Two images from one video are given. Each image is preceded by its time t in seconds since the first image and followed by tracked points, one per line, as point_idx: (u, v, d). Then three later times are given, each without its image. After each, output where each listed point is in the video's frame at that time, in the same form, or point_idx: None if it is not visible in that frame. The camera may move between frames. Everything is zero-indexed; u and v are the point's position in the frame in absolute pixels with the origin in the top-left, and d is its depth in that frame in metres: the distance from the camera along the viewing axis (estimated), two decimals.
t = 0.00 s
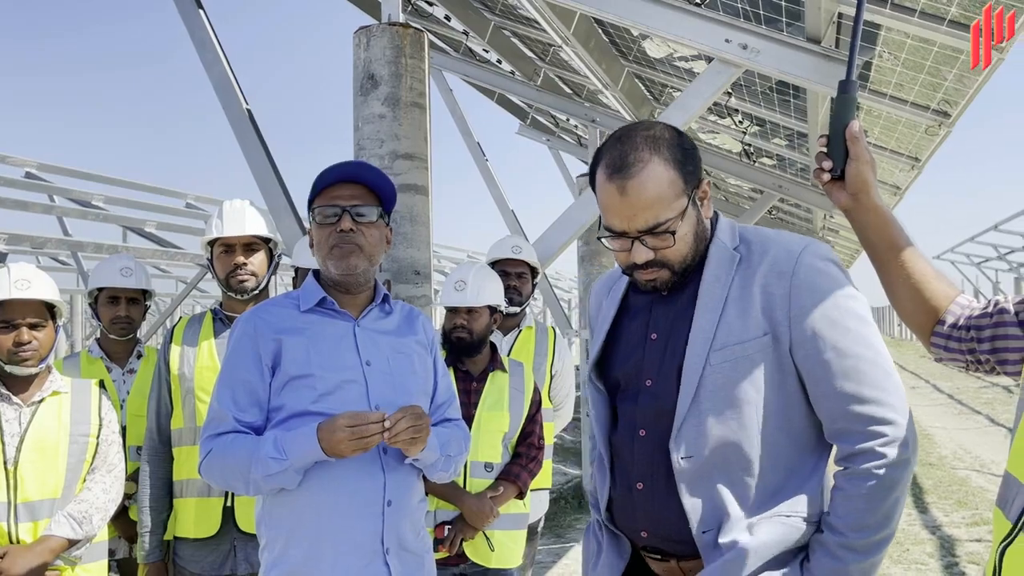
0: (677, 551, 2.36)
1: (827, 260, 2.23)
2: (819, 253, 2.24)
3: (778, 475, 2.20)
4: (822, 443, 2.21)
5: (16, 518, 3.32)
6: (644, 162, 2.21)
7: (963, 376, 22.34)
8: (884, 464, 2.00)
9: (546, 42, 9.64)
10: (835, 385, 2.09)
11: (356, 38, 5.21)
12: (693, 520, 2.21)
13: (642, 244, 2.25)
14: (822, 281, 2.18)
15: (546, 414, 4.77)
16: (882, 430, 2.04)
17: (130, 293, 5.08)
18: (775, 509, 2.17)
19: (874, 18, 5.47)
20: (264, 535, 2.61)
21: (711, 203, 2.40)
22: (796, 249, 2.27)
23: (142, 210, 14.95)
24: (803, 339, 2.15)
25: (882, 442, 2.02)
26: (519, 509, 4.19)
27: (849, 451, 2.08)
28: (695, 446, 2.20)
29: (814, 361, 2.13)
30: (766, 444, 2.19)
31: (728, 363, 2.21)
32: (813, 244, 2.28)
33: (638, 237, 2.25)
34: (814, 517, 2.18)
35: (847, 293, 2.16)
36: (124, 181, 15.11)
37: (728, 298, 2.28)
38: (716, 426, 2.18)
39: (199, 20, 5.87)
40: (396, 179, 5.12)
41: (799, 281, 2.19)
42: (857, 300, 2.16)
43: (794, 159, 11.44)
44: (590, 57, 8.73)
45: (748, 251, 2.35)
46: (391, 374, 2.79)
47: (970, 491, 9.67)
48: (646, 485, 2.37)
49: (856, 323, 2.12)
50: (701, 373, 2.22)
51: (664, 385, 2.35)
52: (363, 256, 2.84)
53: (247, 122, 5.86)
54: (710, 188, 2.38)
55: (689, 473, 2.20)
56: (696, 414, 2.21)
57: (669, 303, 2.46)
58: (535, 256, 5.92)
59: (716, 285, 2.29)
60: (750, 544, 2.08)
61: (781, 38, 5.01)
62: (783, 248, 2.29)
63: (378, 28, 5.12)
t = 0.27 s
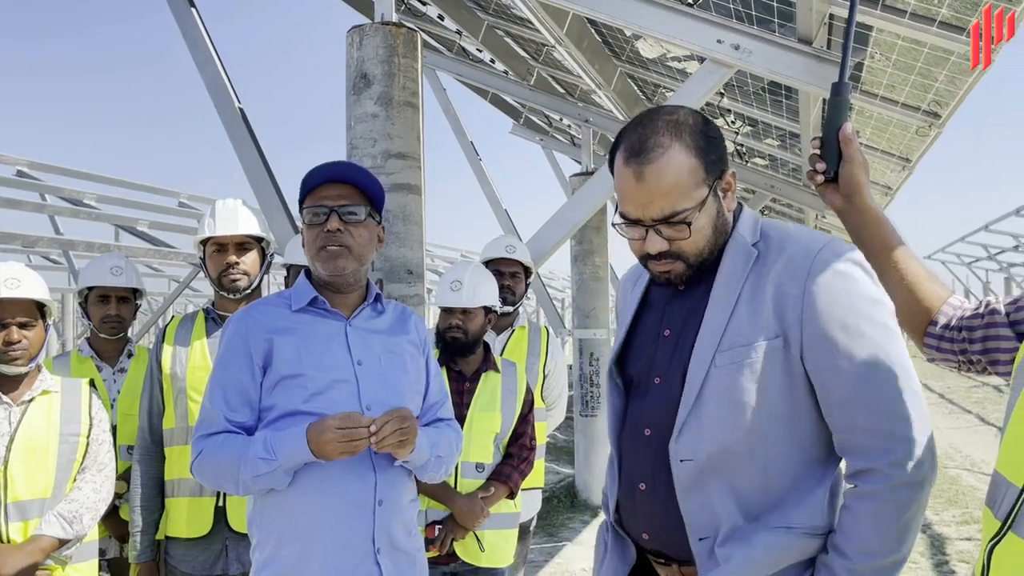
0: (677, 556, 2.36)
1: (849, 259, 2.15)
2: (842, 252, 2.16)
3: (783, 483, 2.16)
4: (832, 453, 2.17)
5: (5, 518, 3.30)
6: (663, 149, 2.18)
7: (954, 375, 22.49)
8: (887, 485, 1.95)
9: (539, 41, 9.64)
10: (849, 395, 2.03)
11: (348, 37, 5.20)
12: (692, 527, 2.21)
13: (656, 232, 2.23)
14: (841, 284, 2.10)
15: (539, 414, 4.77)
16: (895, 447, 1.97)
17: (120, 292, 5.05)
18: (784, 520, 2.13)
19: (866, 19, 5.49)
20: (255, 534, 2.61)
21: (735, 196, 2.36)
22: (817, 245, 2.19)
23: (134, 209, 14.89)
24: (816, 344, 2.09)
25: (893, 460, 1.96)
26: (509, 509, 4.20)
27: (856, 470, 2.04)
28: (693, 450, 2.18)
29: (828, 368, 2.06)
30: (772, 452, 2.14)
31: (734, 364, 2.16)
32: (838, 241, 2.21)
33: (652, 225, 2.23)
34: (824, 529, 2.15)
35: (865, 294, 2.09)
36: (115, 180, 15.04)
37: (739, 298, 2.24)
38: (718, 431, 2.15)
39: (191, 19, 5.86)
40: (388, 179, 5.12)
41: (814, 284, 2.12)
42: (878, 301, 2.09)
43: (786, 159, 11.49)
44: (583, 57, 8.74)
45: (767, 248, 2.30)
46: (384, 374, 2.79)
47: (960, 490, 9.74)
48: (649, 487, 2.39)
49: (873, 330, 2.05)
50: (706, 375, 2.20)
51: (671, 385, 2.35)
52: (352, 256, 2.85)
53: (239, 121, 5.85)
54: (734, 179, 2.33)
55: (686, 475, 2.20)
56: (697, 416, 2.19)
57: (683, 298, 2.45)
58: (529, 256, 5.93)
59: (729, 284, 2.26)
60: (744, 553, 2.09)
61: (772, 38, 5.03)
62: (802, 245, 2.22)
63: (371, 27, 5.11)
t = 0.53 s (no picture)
0: (683, 565, 2.36)
1: (866, 268, 2.04)
2: (861, 260, 2.05)
3: (791, 502, 2.09)
4: (845, 472, 2.06)
5: None
6: (675, 144, 2.11)
7: (942, 373, 22.65)
8: (897, 513, 1.85)
9: (531, 40, 9.64)
10: (862, 416, 1.93)
11: (340, 34, 5.18)
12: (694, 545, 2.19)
13: (665, 231, 2.17)
14: (854, 296, 1.99)
15: (530, 413, 4.76)
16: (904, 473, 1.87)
17: (108, 291, 5.01)
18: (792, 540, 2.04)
19: (857, 19, 5.52)
20: (245, 534, 2.60)
21: (753, 197, 2.27)
22: (831, 251, 2.09)
23: (124, 206, 14.82)
24: (827, 361, 1.99)
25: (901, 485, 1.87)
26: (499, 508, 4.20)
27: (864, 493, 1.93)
28: (696, 464, 2.17)
29: (837, 387, 1.97)
30: (778, 471, 2.07)
31: (740, 379, 2.11)
32: (855, 246, 2.09)
33: (661, 224, 2.17)
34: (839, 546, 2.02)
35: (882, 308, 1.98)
36: (105, 177, 14.97)
37: (749, 307, 2.18)
38: (721, 446, 2.12)
39: (181, 16, 5.83)
40: (380, 177, 5.11)
41: (824, 296, 2.03)
42: (900, 313, 1.96)
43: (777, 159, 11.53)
44: (575, 56, 8.74)
45: (782, 253, 2.21)
46: (375, 373, 2.78)
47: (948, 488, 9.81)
48: (654, 495, 2.40)
49: (887, 347, 1.93)
50: (711, 388, 2.16)
51: (679, 395, 2.32)
52: (343, 255, 2.83)
53: (230, 119, 5.82)
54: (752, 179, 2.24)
55: (691, 490, 2.18)
56: (701, 431, 2.17)
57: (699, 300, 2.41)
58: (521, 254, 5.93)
59: (739, 293, 2.20)
60: None
61: (764, 38, 5.03)
62: (817, 251, 2.12)
63: (362, 24, 5.09)
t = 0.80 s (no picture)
0: (672, 563, 2.36)
1: (866, 270, 2.06)
2: (862, 263, 2.07)
3: (785, 497, 2.08)
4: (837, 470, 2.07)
5: None
6: (681, 129, 2.12)
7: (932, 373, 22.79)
8: (888, 513, 1.87)
9: (524, 40, 9.64)
10: (858, 415, 1.94)
11: (333, 33, 5.16)
12: (683, 540, 2.17)
13: (666, 216, 2.17)
14: (853, 299, 2.02)
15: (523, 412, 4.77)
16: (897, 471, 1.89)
17: (98, 289, 4.98)
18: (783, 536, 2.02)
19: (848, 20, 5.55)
20: (238, 533, 2.59)
21: (753, 194, 2.28)
22: (831, 254, 2.10)
23: (115, 205, 14.74)
24: (826, 360, 2.00)
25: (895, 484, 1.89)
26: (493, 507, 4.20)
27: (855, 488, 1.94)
28: (691, 458, 2.15)
29: (835, 386, 1.99)
30: (774, 468, 2.06)
31: (738, 375, 2.10)
32: (855, 248, 2.11)
33: (663, 208, 2.16)
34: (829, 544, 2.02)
35: (881, 310, 2.00)
36: (96, 176, 14.89)
37: (749, 305, 2.18)
38: (720, 442, 2.10)
39: (173, 14, 5.80)
40: (373, 176, 5.10)
41: (825, 295, 2.04)
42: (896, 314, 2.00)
43: (769, 159, 11.58)
44: (568, 55, 8.75)
45: (782, 253, 2.22)
46: (369, 373, 2.78)
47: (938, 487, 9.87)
48: (645, 492, 2.40)
49: (884, 346, 1.96)
50: (709, 383, 2.14)
51: (675, 392, 2.31)
52: (337, 253, 2.83)
53: (222, 117, 5.80)
54: (753, 175, 2.26)
55: (683, 484, 2.16)
56: (696, 426, 2.16)
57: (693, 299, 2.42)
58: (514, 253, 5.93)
59: (739, 290, 2.20)
60: None
61: (756, 39, 5.06)
62: (817, 252, 2.13)
63: (356, 23, 5.08)
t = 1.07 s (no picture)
0: (652, 552, 2.35)
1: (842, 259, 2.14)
2: (838, 252, 2.15)
3: (762, 476, 2.11)
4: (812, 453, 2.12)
5: None
6: (679, 98, 2.34)
7: (925, 374, 22.86)
8: (860, 489, 1.94)
9: (519, 39, 9.64)
10: (829, 396, 2.02)
11: (329, 31, 5.16)
12: (662, 518, 2.17)
13: (658, 170, 2.30)
14: (829, 286, 2.08)
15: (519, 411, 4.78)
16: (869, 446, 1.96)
17: (93, 286, 4.97)
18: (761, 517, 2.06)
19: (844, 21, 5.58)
20: (236, 527, 2.59)
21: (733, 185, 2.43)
22: (808, 245, 2.18)
23: (108, 203, 14.66)
24: (805, 342, 2.07)
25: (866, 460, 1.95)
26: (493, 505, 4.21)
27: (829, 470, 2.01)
28: (673, 439, 2.18)
29: (812, 368, 2.05)
30: (754, 449, 2.11)
31: (722, 356, 2.15)
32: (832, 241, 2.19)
33: (656, 163, 2.31)
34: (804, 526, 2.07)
35: (856, 296, 2.08)
36: (88, 174, 14.81)
37: (732, 291, 2.22)
38: (700, 422, 2.14)
39: (168, 11, 5.78)
40: (368, 174, 5.10)
41: (805, 280, 2.11)
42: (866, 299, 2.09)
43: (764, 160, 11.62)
44: (563, 55, 8.75)
45: (761, 244, 2.29)
46: (367, 370, 2.78)
47: (930, 487, 9.91)
48: (628, 479, 2.38)
49: (857, 330, 2.04)
50: (692, 364, 2.18)
51: (657, 381, 2.34)
52: (333, 251, 2.82)
53: (217, 115, 5.79)
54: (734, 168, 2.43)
55: (665, 462, 2.18)
56: (680, 405, 2.19)
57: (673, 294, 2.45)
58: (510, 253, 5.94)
59: (722, 277, 2.24)
60: (728, 556, 2.02)
61: (751, 39, 5.07)
62: (795, 243, 2.21)
63: (352, 21, 5.07)
